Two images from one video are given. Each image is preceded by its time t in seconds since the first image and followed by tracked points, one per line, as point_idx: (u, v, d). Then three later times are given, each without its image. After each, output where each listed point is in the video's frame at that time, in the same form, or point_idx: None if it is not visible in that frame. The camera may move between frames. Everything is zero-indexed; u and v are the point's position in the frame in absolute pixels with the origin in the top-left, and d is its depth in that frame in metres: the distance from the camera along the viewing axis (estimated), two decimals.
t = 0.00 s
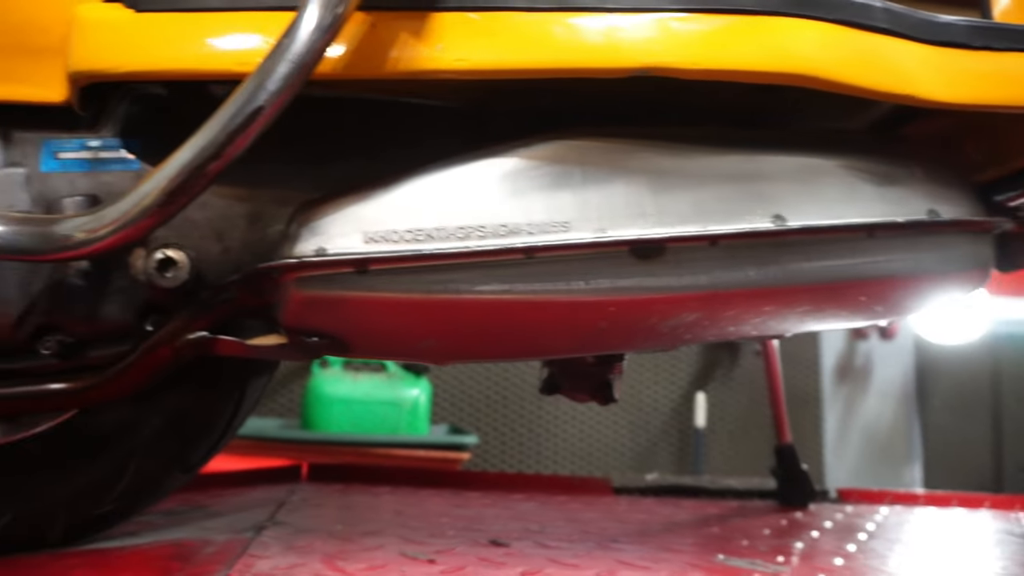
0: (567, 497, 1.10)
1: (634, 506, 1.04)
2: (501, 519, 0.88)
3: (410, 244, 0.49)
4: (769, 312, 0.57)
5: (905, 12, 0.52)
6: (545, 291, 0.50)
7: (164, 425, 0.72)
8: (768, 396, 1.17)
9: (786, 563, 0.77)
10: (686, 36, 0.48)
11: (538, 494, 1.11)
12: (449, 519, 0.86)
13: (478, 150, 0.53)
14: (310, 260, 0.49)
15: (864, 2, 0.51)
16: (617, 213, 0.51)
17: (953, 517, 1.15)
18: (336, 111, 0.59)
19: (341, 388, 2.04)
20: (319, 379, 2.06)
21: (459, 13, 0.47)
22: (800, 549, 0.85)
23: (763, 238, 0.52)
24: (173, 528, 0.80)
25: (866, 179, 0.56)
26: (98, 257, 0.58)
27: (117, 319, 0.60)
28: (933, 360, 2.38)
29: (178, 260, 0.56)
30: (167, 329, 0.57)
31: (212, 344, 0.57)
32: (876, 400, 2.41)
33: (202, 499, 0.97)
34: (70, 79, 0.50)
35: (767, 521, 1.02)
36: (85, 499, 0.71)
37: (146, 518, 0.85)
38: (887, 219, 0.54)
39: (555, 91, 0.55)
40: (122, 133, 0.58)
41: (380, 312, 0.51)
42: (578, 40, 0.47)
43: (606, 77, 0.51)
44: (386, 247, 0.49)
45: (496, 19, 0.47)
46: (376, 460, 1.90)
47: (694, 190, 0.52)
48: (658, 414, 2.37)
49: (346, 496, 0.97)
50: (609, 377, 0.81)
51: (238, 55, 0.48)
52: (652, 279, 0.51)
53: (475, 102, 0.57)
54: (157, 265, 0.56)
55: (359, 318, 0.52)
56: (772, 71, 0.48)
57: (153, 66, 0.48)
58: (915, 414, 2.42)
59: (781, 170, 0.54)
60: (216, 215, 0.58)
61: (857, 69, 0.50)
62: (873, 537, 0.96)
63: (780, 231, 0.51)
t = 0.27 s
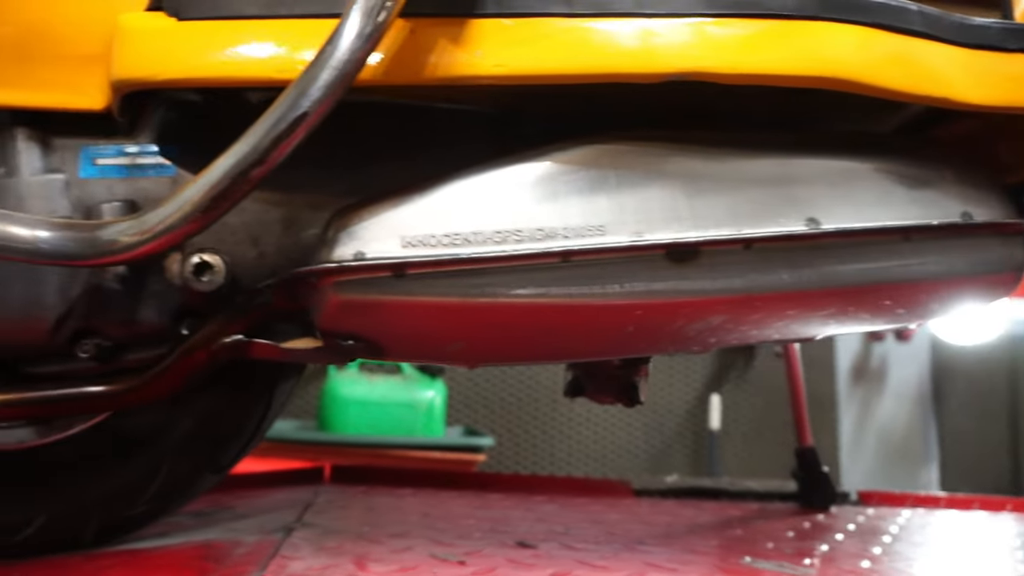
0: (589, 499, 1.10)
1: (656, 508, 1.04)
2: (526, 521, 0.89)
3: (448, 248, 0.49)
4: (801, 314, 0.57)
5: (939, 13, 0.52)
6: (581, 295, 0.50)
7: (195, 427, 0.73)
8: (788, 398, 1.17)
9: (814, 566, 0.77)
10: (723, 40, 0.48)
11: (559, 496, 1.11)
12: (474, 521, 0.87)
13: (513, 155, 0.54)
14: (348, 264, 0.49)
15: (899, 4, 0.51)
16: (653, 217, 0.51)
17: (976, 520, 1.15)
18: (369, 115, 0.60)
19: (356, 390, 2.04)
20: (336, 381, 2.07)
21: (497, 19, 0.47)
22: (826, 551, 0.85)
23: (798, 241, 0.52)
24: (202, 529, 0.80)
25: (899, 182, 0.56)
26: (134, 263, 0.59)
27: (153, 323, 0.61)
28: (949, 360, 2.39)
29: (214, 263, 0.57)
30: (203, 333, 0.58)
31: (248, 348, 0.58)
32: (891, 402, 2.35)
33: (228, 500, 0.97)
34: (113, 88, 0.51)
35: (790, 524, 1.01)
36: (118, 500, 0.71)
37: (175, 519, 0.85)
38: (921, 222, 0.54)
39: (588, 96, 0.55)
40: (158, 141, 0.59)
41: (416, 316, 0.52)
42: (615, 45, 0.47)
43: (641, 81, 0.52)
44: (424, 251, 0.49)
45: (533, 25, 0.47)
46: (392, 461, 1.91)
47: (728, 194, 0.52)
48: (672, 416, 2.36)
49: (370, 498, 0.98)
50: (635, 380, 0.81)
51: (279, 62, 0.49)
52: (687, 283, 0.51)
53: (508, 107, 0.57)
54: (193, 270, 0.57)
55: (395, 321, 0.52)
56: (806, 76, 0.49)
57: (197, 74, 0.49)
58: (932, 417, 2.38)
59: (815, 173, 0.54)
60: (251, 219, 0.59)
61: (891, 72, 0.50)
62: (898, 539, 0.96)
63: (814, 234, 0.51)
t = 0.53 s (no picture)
0: (604, 499, 1.11)
1: (672, 509, 1.04)
2: (544, 521, 0.89)
3: (473, 249, 0.50)
4: (822, 312, 0.57)
5: (964, 13, 0.53)
6: (606, 295, 0.51)
7: (217, 428, 0.74)
8: (805, 399, 1.17)
9: (833, 567, 0.77)
10: (748, 41, 0.48)
11: (575, 497, 1.11)
12: (492, 521, 0.87)
13: (537, 156, 0.54)
14: (374, 265, 0.50)
15: (925, 4, 0.51)
16: (677, 217, 0.51)
17: (993, 521, 1.14)
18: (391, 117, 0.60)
19: (369, 391, 2.05)
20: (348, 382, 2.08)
21: (523, 21, 0.48)
22: (844, 553, 0.85)
23: (821, 241, 0.53)
24: (223, 528, 0.81)
25: (922, 182, 0.55)
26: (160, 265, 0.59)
27: (178, 323, 0.61)
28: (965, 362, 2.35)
29: (239, 266, 0.57)
30: (229, 333, 0.59)
31: (272, 349, 0.58)
32: (902, 404, 2.37)
33: (246, 500, 0.98)
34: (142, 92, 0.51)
35: (807, 525, 1.01)
36: (141, 500, 0.72)
37: (195, 518, 0.86)
38: (944, 221, 0.54)
39: (611, 98, 0.56)
40: (184, 142, 0.60)
41: (441, 315, 0.52)
42: (641, 48, 0.48)
43: (665, 83, 0.52)
44: (449, 252, 0.50)
45: (559, 28, 0.48)
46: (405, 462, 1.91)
47: (751, 195, 0.53)
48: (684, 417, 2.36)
49: (387, 498, 0.98)
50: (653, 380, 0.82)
51: (308, 66, 0.50)
52: (711, 282, 0.52)
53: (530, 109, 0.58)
54: (218, 272, 0.57)
55: (420, 320, 0.53)
56: (831, 75, 0.49)
57: (226, 78, 0.50)
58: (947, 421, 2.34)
59: (837, 174, 0.54)
60: (276, 221, 0.59)
61: (915, 72, 0.50)
62: (916, 541, 0.95)
63: (838, 235, 0.51)
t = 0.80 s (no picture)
0: (619, 499, 1.11)
1: (688, 509, 1.04)
2: (560, 520, 0.89)
3: (497, 246, 0.50)
4: (844, 310, 0.57)
5: (991, 10, 0.52)
6: (630, 292, 0.51)
7: (238, 425, 0.73)
8: (821, 399, 1.16)
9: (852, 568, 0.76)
10: (773, 39, 0.48)
11: (589, 496, 1.11)
12: (509, 520, 0.87)
13: (559, 154, 0.54)
14: (397, 262, 0.50)
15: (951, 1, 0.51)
16: (701, 215, 0.51)
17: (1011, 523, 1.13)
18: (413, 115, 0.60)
19: (381, 391, 2.05)
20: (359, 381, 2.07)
21: (548, 20, 0.48)
22: (864, 554, 0.85)
23: (845, 239, 0.52)
24: (242, 525, 0.81)
25: (948, 179, 0.55)
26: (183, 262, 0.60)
27: (200, 321, 0.62)
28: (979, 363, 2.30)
29: (262, 263, 0.58)
30: (252, 330, 0.58)
31: (294, 347, 0.58)
32: (917, 405, 2.33)
33: (263, 498, 0.98)
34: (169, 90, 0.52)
35: (824, 526, 1.01)
36: (162, 496, 0.73)
37: (214, 515, 0.86)
38: (970, 219, 0.54)
39: (634, 96, 0.56)
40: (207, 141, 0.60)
41: (464, 312, 0.52)
42: (668, 46, 0.48)
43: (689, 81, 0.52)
44: (474, 249, 0.50)
45: (584, 26, 0.48)
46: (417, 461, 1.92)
47: (775, 192, 0.53)
48: (697, 418, 2.35)
49: (403, 496, 0.99)
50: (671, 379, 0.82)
51: (333, 63, 0.50)
52: (734, 280, 0.52)
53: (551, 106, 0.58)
54: (241, 269, 0.58)
55: (444, 318, 0.53)
56: (857, 73, 0.49)
57: (252, 75, 0.50)
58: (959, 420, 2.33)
59: (861, 171, 0.54)
60: (299, 219, 0.60)
61: (942, 69, 0.50)
62: (935, 542, 0.95)
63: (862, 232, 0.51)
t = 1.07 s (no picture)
0: (637, 495, 1.11)
1: (706, 505, 1.04)
2: (580, 515, 0.89)
3: (528, 239, 0.50)
4: (871, 303, 0.57)
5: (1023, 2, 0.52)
6: (659, 285, 0.52)
7: (263, 420, 0.74)
8: (839, 395, 1.16)
9: (876, 564, 0.76)
10: (806, 30, 0.48)
11: (607, 492, 1.11)
12: (529, 515, 0.87)
13: (587, 148, 0.54)
14: (426, 255, 0.50)
15: None
16: (730, 208, 0.51)
17: None
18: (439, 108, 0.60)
19: (394, 388, 2.05)
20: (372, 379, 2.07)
21: (579, 12, 0.48)
22: (886, 550, 0.84)
23: (875, 232, 0.52)
24: (265, 519, 0.82)
25: (980, 172, 0.55)
26: (211, 256, 0.60)
27: (227, 315, 0.62)
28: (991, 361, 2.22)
29: (289, 257, 0.59)
30: (280, 325, 0.59)
31: (323, 340, 0.58)
32: (930, 404, 2.29)
33: (282, 493, 0.99)
34: (200, 83, 0.52)
35: (844, 523, 1.01)
36: (187, 490, 0.73)
37: (236, 510, 0.87)
38: (1002, 211, 0.53)
39: (661, 89, 0.56)
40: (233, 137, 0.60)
41: (494, 306, 0.53)
42: (700, 38, 0.48)
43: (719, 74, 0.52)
44: (504, 242, 0.50)
45: (616, 18, 0.48)
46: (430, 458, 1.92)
47: (805, 185, 0.52)
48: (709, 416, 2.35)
49: (422, 491, 0.99)
50: (693, 374, 0.82)
51: (365, 56, 0.50)
52: (764, 273, 0.52)
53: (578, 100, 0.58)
54: (269, 263, 0.59)
55: (473, 311, 0.53)
56: (890, 64, 0.49)
57: (284, 68, 0.50)
58: (974, 420, 2.25)
59: (891, 164, 0.54)
60: (326, 214, 0.60)
61: (975, 61, 0.50)
62: (957, 540, 0.94)
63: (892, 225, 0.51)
